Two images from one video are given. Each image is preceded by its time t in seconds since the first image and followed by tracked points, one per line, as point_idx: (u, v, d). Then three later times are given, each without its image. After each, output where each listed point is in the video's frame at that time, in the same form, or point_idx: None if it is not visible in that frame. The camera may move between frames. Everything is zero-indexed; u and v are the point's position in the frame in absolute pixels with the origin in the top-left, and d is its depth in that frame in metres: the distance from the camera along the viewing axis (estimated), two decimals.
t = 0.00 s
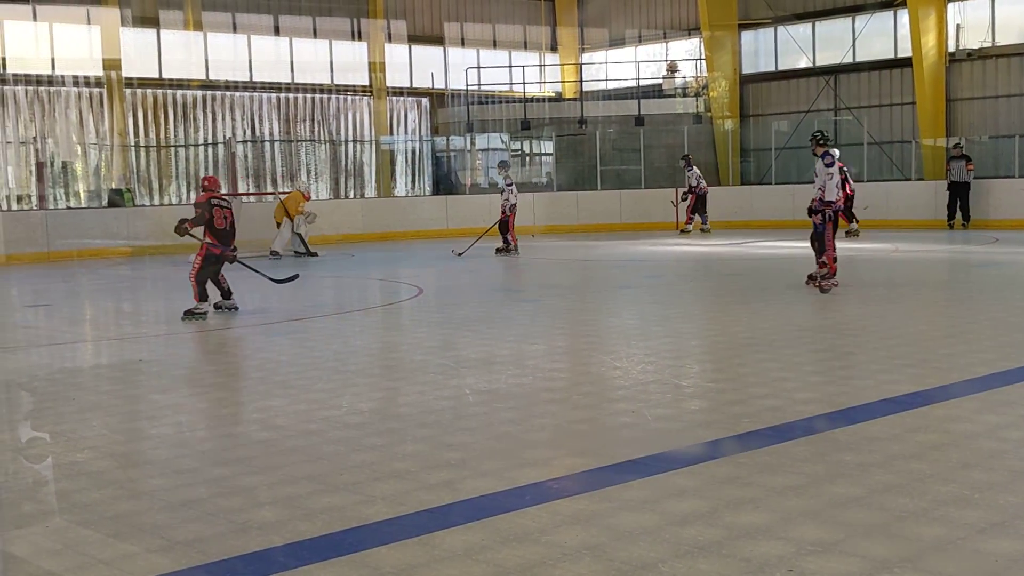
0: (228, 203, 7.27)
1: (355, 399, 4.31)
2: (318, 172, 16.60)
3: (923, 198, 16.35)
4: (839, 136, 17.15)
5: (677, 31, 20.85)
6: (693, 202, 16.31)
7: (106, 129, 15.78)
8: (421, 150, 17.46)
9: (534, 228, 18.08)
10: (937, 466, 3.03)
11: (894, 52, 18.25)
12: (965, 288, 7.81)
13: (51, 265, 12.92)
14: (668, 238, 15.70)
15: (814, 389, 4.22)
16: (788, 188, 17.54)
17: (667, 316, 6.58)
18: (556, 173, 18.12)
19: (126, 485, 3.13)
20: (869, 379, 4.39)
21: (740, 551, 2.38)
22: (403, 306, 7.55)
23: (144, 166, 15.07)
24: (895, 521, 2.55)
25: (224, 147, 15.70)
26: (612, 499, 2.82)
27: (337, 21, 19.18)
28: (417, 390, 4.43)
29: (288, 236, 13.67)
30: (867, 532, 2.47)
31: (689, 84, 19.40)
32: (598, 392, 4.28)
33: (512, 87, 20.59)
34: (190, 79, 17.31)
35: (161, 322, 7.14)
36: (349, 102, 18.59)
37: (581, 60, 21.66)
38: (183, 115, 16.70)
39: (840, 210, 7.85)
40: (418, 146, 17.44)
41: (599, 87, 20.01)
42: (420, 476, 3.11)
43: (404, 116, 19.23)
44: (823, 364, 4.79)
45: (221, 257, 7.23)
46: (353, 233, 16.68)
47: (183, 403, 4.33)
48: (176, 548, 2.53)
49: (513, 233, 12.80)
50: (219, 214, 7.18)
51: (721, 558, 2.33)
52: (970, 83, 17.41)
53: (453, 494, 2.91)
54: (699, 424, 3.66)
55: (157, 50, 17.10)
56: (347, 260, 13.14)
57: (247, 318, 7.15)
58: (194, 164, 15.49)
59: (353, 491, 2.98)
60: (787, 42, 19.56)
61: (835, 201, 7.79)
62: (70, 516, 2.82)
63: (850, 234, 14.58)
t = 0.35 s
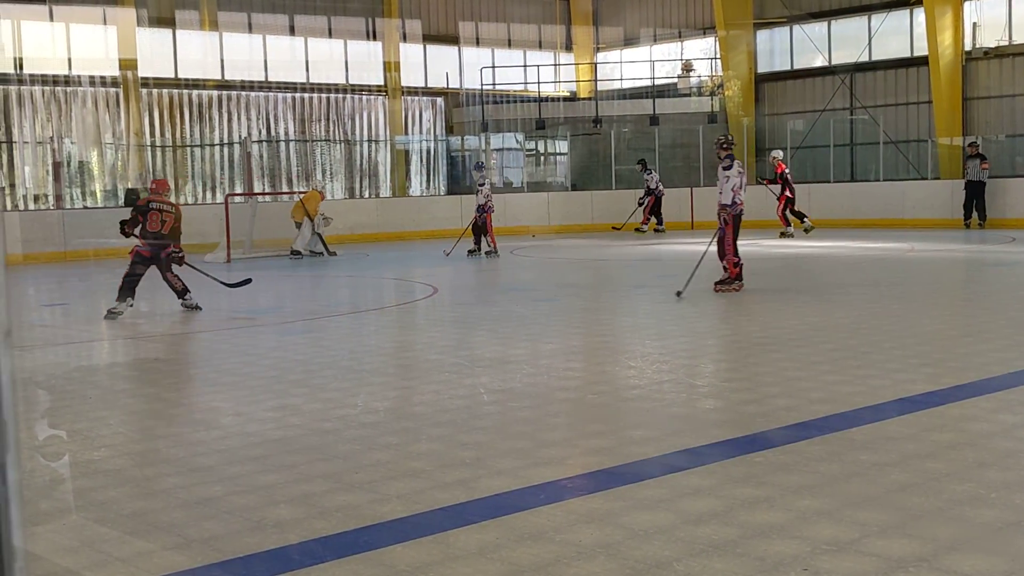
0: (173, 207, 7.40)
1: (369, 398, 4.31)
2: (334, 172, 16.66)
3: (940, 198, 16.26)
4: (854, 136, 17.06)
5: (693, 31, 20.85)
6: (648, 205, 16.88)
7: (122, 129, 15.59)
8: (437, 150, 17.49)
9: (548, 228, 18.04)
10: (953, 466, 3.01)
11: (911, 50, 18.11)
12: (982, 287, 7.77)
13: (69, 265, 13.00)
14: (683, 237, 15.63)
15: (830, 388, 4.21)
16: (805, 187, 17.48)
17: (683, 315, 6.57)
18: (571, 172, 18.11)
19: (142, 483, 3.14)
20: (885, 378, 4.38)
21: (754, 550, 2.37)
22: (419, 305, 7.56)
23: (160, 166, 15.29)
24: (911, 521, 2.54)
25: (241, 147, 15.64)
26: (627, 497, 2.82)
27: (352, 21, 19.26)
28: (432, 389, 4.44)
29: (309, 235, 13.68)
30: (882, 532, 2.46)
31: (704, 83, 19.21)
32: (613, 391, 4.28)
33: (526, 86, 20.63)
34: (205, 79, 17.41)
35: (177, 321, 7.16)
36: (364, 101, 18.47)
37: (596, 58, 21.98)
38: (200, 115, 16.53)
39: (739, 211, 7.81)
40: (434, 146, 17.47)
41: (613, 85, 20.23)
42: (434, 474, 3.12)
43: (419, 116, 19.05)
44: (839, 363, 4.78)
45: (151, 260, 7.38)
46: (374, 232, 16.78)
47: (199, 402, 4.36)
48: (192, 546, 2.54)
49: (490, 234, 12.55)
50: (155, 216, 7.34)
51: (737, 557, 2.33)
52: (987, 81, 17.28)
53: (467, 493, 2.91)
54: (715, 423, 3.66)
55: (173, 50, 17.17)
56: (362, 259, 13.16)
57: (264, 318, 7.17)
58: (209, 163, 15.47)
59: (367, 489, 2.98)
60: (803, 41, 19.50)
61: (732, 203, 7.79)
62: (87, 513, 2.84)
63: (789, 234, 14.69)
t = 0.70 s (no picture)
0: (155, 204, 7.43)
1: (379, 397, 4.32)
2: (343, 170, 16.68)
3: (950, 198, 16.24)
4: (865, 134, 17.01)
5: (702, 30, 20.75)
6: (596, 206, 17.24)
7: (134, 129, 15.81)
8: (445, 149, 17.51)
9: (556, 227, 18.11)
10: (963, 466, 3.00)
11: (921, 49, 18.09)
12: (993, 287, 7.73)
13: (80, 263, 13.06)
14: (692, 236, 15.57)
15: (840, 387, 4.19)
16: (814, 185, 17.46)
17: (692, 315, 6.55)
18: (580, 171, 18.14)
19: (152, 481, 3.16)
20: (896, 378, 4.36)
21: (763, 550, 2.37)
22: (428, 304, 7.57)
23: (170, 165, 15.32)
24: (921, 521, 2.53)
25: (249, 146, 15.67)
26: (636, 496, 2.82)
27: (361, 20, 19.31)
28: (441, 388, 4.44)
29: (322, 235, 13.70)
30: (891, 532, 2.46)
31: (713, 81, 19.41)
32: (622, 390, 4.28)
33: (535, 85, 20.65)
34: (215, 78, 17.35)
35: (187, 320, 7.18)
36: (372, 101, 18.75)
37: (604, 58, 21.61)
38: (210, 115, 16.59)
39: (624, 212, 7.62)
40: (443, 145, 17.47)
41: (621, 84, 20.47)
42: (443, 472, 3.12)
43: (428, 115, 19.41)
44: (849, 362, 4.76)
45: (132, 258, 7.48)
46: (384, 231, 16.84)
47: (209, 400, 4.37)
48: (201, 545, 2.56)
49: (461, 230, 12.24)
50: (138, 215, 7.38)
51: (746, 557, 2.33)
52: (998, 79, 17.14)
53: (476, 492, 2.92)
54: (724, 423, 3.65)
55: (183, 49, 17.12)
56: (372, 259, 13.17)
57: (274, 317, 7.19)
58: (219, 163, 15.49)
59: (377, 488, 2.99)
60: (813, 39, 19.41)
61: (614, 204, 7.63)
62: (98, 511, 2.86)
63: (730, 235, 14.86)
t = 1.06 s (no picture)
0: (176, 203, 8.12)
1: (382, 399, 4.32)
2: (347, 173, 16.70)
3: (954, 199, 16.13)
4: (869, 136, 17.11)
5: (705, 31, 20.75)
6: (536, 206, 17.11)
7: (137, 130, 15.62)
8: (448, 152, 17.56)
9: (560, 230, 18.08)
10: (967, 468, 3.00)
11: (926, 51, 18.04)
12: (997, 289, 7.71)
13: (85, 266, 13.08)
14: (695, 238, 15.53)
15: (844, 390, 4.19)
16: (820, 188, 17.32)
17: (696, 317, 6.55)
18: (582, 173, 18.17)
19: (155, 483, 3.16)
20: (900, 380, 4.36)
21: (765, 551, 2.37)
22: (431, 307, 7.58)
23: (174, 167, 15.31)
24: (924, 523, 2.53)
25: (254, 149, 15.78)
26: (640, 498, 2.82)
27: (364, 23, 19.28)
28: (444, 390, 4.44)
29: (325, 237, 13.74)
30: (895, 534, 2.46)
31: (716, 84, 19.42)
32: (625, 392, 4.28)
33: (538, 87, 20.65)
34: (219, 81, 17.41)
35: (191, 322, 7.18)
36: (376, 103, 18.65)
37: (608, 60, 21.85)
38: (213, 117, 16.92)
39: (512, 219, 7.93)
40: (446, 148, 17.55)
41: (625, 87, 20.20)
42: (446, 474, 3.12)
43: (431, 117, 19.17)
44: (853, 365, 4.76)
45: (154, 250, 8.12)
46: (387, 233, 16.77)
47: (213, 402, 4.38)
48: (204, 546, 2.56)
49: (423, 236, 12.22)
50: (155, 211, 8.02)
51: (750, 558, 2.33)
52: (1003, 80, 17.20)
53: (479, 493, 2.92)
54: (727, 425, 3.65)
55: (187, 53, 17.22)
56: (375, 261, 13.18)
57: (277, 319, 7.20)
58: (224, 166, 15.52)
59: (379, 489, 3.00)
60: (817, 41, 19.40)
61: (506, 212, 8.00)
62: (101, 512, 2.86)
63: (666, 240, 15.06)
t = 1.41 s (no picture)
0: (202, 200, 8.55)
1: (383, 399, 4.32)
2: (348, 173, 16.69)
3: (956, 199, 16.10)
4: (870, 137, 17.12)
5: (707, 32, 20.76)
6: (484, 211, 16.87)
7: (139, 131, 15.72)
8: (449, 152, 17.48)
9: (561, 229, 17.98)
10: (969, 470, 2.99)
11: (928, 51, 18.04)
12: (999, 290, 7.70)
13: (87, 267, 13.10)
14: (695, 239, 15.53)
15: (846, 391, 4.18)
16: (821, 188, 17.33)
17: (697, 318, 6.55)
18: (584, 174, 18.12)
19: (157, 484, 3.17)
20: (902, 381, 4.35)
21: (767, 553, 2.37)
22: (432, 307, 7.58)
23: (176, 167, 15.35)
24: (926, 525, 2.52)
25: (254, 151, 15.66)
26: (641, 500, 2.81)
27: (366, 24, 19.26)
28: (446, 391, 4.44)
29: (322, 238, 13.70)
30: (897, 536, 2.45)
31: (718, 85, 19.38)
32: (627, 393, 4.28)
33: (540, 88, 20.58)
34: (221, 82, 17.48)
35: (193, 323, 7.18)
36: (378, 103, 18.95)
37: (609, 61, 21.77)
38: (215, 118, 17.12)
39: (423, 223, 8.34)
40: (447, 148, 17.43)
41: (627, 87, 20.48)
42: (447, 475, 3.12)
43: (432, 118, 19.54)
44: (854, 366, 4.75)
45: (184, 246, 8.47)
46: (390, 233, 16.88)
47: (214, 402, 4.39)
48: (206, 547, 2.56)
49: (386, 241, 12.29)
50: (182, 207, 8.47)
51: (751, 560, 2.32)
52: (1005, 81, 17.18)
53: (480, 495, 2.92)
54: (729, 426, 3.64)
55: (189, 55, 17.27)
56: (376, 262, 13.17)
57: (279, 319, 7.21)
58: (225, 166, 15.53)
59: (380, 490, 2.99)
60: (818, 41, 19.42)
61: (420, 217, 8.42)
62: (102, 513, 2.86)
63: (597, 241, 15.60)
